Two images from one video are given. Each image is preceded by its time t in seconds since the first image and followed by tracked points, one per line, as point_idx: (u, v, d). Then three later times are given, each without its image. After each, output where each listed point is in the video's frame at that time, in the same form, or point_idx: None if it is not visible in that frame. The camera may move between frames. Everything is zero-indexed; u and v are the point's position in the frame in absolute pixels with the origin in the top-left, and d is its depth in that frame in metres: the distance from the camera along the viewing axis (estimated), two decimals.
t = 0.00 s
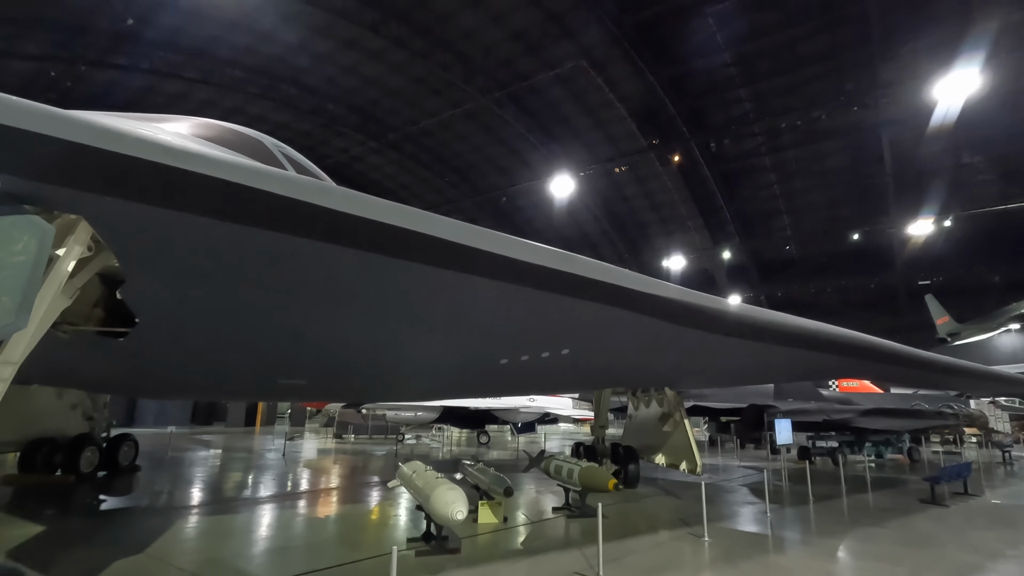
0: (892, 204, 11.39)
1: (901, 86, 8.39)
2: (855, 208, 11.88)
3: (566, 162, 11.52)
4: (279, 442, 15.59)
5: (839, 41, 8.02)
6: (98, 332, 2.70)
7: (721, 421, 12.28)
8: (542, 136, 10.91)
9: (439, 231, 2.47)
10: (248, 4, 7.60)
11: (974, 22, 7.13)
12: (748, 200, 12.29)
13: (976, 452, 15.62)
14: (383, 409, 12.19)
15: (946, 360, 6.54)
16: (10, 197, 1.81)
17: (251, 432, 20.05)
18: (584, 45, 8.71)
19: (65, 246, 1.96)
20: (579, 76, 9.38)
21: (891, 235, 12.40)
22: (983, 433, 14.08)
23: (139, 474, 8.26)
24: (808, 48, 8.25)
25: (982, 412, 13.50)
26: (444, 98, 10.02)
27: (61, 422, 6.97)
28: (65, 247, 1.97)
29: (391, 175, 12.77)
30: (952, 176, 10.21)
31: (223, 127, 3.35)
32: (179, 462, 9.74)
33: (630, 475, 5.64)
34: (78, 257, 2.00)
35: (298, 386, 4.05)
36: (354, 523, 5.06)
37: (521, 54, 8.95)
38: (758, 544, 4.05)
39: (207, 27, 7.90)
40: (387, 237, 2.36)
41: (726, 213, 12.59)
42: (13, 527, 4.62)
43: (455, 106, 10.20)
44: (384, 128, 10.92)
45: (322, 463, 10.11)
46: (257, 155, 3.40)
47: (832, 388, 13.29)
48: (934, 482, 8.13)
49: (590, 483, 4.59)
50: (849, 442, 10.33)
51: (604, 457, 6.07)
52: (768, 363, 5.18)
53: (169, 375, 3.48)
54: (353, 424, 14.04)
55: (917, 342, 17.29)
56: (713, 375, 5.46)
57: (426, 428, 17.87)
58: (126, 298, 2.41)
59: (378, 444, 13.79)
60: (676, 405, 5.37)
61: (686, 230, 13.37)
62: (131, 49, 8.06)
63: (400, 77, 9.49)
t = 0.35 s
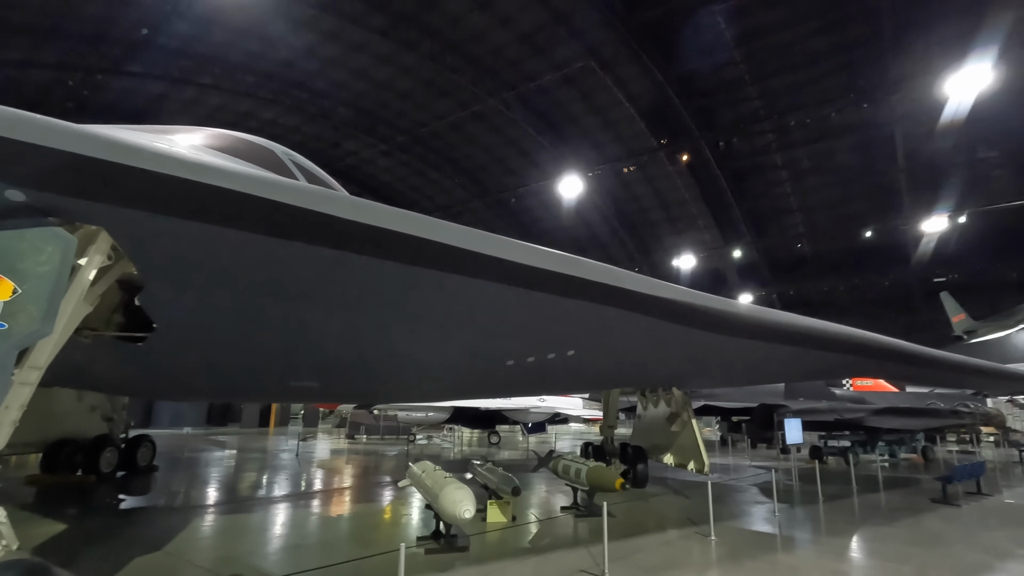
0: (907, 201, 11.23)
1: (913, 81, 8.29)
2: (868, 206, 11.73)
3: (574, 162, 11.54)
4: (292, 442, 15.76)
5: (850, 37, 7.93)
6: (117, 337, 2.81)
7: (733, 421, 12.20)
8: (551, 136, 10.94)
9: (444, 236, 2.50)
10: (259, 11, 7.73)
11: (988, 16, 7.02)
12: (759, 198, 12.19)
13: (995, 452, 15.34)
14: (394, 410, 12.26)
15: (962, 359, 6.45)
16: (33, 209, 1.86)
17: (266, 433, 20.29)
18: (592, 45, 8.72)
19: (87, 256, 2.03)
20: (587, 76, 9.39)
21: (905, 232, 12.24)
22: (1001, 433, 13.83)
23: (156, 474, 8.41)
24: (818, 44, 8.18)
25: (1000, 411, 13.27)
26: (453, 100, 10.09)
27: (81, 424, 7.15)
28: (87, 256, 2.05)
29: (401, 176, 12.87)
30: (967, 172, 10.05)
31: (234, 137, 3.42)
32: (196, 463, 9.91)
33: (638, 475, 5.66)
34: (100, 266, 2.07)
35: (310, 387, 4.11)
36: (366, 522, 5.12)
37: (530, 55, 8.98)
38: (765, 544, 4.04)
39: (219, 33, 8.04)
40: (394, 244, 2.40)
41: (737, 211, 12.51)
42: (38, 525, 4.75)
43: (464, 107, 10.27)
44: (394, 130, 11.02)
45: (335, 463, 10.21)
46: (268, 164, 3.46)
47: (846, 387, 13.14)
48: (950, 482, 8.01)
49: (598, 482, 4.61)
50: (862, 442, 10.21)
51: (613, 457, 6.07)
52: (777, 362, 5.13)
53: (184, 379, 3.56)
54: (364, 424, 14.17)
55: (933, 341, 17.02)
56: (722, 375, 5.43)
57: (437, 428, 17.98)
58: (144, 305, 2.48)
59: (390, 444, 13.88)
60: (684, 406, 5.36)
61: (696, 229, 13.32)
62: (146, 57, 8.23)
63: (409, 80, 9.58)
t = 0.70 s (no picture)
0: (922, 199, 11.06)
1: (926, 78, 8.18)
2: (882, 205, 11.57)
3: (584, 162, 11.55)
4: (306, 443, 15.92)
5: (863, 34, 7.84)
6: (133, 341, 2.86)
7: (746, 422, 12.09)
8: (561, 137, 10.95)
9: (446, 241, 2.52)
10: (271, 17, 7.85)
11: (1003, 10, 6.90)
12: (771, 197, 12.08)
13: (1015, 455, 15.04)
14: (406, 411, 12.33)
15: (979, 359, 6.35)
16: (52, 218, 1.94)
17: (280, 434, 20.53)
18: (602, 46, 8.72)
19: (103, 263, 2.08)
20: (597, 77, 9.38)
21: (919, 231, 12.06)
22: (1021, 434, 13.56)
23: (172, 475, 8.55)
24: (830, 41, 8.09)
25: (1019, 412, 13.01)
26: (463, 102, 10.15)
27: (100, 425, 7.30)
28: (103, 264, 2.09)
29: (412, 178, 12.96)
30: (984, 168, 9.87)
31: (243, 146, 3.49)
32: (211, 463, 10.06)
33: (647, 476, 5.64)
34: (115, 273, 2.11)
35: (319, 389, 4.16)
36: (378, 521, 5.18)
37: (539, 57, 9.01)
38: (773, 545, 4.01)
39: (232, 40, 8.17)
40: (397, 249, 2.43)
41: (749, 211, 12.39)
42: (59, 523, 4.88)
43: (473, 110, 10.32)
44: (404, 133, 11.12)
45: (348, 463, 10.30)
46: (277, 171, 3.52)
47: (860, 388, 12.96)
48: (967, 485, 7.88)
49: (604, 483, 4.61)
50: (876, 443, 10.07)
51: (621, 458, 6.06)
52: (787, 363, 5.08)
53: (199, 380, 3.63)
54: (376, 425, 14.28)
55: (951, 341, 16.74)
56: (732, 375, 5.39)
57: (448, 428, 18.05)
58: (158, 310, 2.55)
59: (402, 445, 13.97)
60: (692, 407, 5.35)
61: (707, 228, 13.25)
62: (162, 64, 8.40)
63: (419, 83, 9.65)
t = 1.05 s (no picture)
0: (962, 192, 10.62)
1: (964, 66, 7.87)
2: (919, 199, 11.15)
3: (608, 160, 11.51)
4: (334, 439, 16.27)
5: (897, 23, 7.57)
6: (166, 340, 2.99)
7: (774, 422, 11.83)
8: (584, 135, 10.91)
9: (463, 243, 2.55)
10: (298, 24, 8.05)
11: None
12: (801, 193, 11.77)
13: None
14: (430, 409, 12.45)
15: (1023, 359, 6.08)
16: (92, 225, 2.05)
17: (309, 429, 21.02)
18: (625, 43, 8.64)
19: (138, 267, 2.19)
20: (620, 74, 9.31)
21: (958, 225, 11.59)
22: None
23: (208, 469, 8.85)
24: (862, 31, 7.83)
25: None
26: (485, 102, 10.22)
27: (139, 420, 7.63)
28: (138, 267, 2.20)
29: (436, 178, 13.11)
30: None
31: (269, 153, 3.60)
32: (244, 459, 10.38)
33: (669, 475, 5.57)
34: (149, 276, 2.23)
35: (343, 387, 4.27)
36: (403, 515, 5.28)
37: (562, 55, 8.99)
38: (795, 545, 3.93)
39: (261, 47, 8.42)
40: (416, 251, 2.47)
41: (778, 206, 12.12)
42: (102, 513, 5.12)
43: (496, 109, 10.39)
44: (429, 134, 11.25)
45: (375, 460, 10.50)
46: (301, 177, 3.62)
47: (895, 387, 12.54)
48: (1010, 489, 7.56)
49: (624, 481, 4.59)
50: (909, 443, 9.75)
51: (643, 457, 6.01)
52: (815, 362, 4.94)
53: (230, 377, 3.76)
54: (402, 422, 14.50)
55: (992, 340, 16.06)
56: (759, 374, 5.29)
57: (472, 426, 18.18)
58: (189, 311, 2.66)
59: (427, 443, 14.14)
60: (714, 405, 5.29)
61: (735, 225, 13.01)
62: (196, 72, 8.73)
63: (442, 84, 9.76)
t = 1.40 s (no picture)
0: (1013, 187, 10.06)
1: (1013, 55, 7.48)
2: (966, 195, 10.62)
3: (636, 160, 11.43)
4: (366, 440, 16.58)
5: (938, 12, 7.26)
6: (208, 345, 3.15)
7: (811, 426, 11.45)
8: (613, 136, 10.88)
9: (487, 250, 2.59)
10: (332, 35, 8.33)
11: None
12: (838, 191, 11.38)
13: None
14: (460, 412, 12.55)
15: None
16: (141, 238, 2.19)
17: (342, 430, 21.49)
18: (652, 43, 8.58)
19: (182, 277, 2.32)
20: (647, 74, 9.25)
21: (1009, 222, 10.98)
22: None
23: (247, 468, 9.15)
24: (901, 22, 7.55)
25: None
26: (512, 106, 10.32)
27: (183, 420, 7.97)
28: (182, 277, 2.34)
29: (465, 182, 13.30)
30: None
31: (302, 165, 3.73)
32: (281, 458, 10.70)
33: (699, 479, 5.48)
34: (193, 285, 2.36)
35: (374, 390, 4.38)
36: (433, 515, 5.35)
37: (588, 57, 8.99)
38: (828, 551, 3.81)
39: (295, 58, 8.74)
40: (440, 259, 2.52)
41: (814, 204, 11.76)
42: (149, 509, 5.38)
43: (524, 112, 10.48)
44: (457, 138, 11.42)
45: (407, 461, 10.65)
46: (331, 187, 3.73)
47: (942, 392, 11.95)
48: None
49: (651, 485, 4.53)
50: (954, 450, 9.30)
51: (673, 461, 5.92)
52: (852, 365, 4.77)
53: (269, 380, 3.91)
54: (433, 424, 14.67)
55: None
56: (793, 377, 5.16)
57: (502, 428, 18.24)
58: (229, 317, 2.80)
59: (456, 444, 14.25)
60: (743, 409, 5.16)
61: (769, 224, 12.70)
62: (235, 83, 9.15)
63: (470, 89, 9.90)
